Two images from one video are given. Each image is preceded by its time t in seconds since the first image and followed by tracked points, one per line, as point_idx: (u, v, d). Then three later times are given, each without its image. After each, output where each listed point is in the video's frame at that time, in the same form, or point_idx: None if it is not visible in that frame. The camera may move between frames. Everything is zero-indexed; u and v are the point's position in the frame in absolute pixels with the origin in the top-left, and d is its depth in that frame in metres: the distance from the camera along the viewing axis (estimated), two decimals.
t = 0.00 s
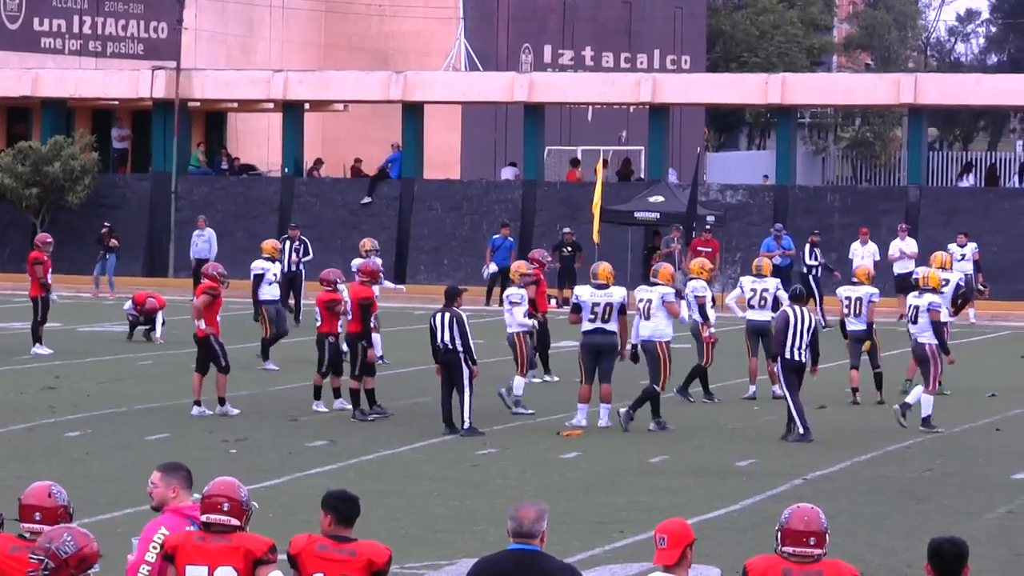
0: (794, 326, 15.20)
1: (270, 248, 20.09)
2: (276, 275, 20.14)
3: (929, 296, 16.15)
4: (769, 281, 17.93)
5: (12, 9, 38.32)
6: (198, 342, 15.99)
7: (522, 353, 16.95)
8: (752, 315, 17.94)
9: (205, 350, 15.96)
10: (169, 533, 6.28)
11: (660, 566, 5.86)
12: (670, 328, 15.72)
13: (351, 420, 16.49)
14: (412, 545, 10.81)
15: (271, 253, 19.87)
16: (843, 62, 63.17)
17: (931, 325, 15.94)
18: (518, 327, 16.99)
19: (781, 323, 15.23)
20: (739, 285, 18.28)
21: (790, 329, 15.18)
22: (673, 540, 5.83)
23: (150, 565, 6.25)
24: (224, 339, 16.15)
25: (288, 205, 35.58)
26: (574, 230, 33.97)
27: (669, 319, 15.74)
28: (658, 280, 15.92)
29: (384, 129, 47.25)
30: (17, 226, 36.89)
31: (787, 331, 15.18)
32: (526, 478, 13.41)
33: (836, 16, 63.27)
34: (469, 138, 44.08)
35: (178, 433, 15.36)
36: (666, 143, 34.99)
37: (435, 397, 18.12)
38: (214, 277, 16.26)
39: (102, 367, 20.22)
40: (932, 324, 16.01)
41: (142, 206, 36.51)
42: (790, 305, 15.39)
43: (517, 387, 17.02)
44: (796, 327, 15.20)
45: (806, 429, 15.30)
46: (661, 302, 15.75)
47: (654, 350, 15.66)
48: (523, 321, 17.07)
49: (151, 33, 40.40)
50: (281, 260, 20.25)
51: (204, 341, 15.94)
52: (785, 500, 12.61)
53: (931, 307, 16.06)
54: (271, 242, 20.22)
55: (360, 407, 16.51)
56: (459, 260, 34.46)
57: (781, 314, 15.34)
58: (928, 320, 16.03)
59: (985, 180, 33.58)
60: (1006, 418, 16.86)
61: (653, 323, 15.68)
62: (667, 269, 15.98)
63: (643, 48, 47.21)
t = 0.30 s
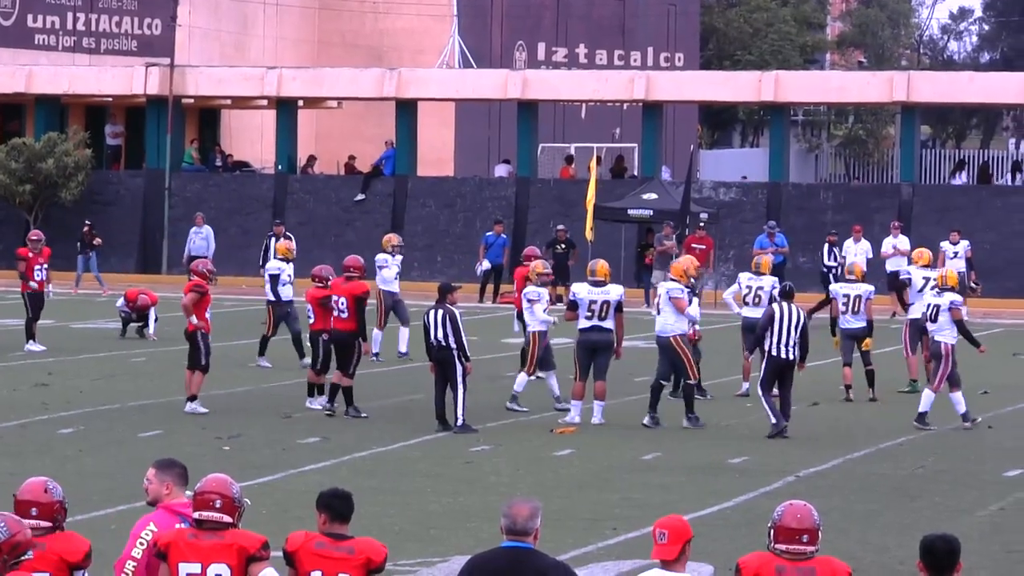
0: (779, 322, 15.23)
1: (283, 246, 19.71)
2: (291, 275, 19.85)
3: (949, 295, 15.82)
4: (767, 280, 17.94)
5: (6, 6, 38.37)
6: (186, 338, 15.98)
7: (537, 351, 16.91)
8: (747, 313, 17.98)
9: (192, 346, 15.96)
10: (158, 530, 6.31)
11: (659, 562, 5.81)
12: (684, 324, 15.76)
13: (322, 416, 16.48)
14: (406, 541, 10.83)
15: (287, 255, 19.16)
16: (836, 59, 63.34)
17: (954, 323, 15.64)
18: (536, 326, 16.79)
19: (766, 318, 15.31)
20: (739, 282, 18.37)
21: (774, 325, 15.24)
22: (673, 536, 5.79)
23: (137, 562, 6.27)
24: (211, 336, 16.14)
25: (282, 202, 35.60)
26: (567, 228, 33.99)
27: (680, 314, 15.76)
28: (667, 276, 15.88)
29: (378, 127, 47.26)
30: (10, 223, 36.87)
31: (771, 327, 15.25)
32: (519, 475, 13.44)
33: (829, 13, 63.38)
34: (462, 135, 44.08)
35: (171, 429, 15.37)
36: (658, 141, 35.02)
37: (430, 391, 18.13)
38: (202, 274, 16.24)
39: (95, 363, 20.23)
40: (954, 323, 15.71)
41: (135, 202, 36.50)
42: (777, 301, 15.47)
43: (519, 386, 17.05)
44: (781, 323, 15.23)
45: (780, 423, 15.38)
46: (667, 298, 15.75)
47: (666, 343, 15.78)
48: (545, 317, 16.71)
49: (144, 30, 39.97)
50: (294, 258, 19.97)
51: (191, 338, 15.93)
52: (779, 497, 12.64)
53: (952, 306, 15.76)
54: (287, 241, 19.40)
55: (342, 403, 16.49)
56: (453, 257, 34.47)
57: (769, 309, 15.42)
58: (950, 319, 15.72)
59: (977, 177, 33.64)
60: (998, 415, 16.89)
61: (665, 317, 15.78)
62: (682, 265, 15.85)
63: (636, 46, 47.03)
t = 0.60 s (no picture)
0: (759, 320, 15.20)
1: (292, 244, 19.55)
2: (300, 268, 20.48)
3: (962, 292, 15.76)
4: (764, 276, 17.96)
5: None
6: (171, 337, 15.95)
7: (553, 344, 17.16)
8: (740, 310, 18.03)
9: (175, 344, 15.95)
10: (147, 526, 6.32)
11: (648, 561, 5.79)
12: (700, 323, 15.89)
13: (304, 413, 16.45)
14: (393, 539, 10.82)
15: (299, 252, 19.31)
16: (824, 57, 63.52)
17: (964, 321, 15.62)
18: (547, 318, 17.04)
19: (747, 316, 15.29)
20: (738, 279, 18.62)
21: (754, 324, 15.21)
22: (662, 535, 5.76)
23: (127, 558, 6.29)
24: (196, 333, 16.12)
25: (271, 199, 35.58)
26: (557, 225, 33.97)
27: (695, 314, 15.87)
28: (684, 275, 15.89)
29: (367, 124, 47.30)
30: None
31: (752, 325, 15.24)
32: (508, 472, 13.43)
33: (818, 10, 63.49)
34: (451, 131, 44.01)
35: (160, 427, 15.35)
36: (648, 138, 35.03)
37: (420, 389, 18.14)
38: (191, 271, 16.21)
39: (83, 361, 20.20)
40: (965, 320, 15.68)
41: (124, 200, 36.45)
42: (760, 299, 15.42)
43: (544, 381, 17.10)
44: (761, 321, 15.20)
45: (751, 424, 15.45)
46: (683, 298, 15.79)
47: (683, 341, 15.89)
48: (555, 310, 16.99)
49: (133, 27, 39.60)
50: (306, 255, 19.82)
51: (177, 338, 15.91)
52: (767, 494, 12.66)
53: (964, 302, 15.71)
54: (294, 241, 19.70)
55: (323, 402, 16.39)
56: (442, 254, 34.43)
57: (751, 307, 15.38)
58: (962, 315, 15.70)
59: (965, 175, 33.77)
60: (987, 412, 16.92)
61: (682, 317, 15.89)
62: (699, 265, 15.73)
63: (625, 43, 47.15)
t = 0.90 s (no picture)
0: (734, 313, 15.21)
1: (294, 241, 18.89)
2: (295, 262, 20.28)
3: (967, 288, 15.55)
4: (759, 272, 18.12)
5: None
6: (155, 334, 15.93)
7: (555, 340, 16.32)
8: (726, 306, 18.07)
9: (157, 341, 15.91)
10: (130, 518, 6.34)
11: (628, 557, 5.79)
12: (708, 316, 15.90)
13: (289, 408, 16.46)
14: (376, 534, 10.82)
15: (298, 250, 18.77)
16: (807, 50, 63.69)
17: (967, 317, 15.42)
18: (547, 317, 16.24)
19: (723, 311, 15.30)
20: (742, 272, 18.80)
21: (730, 317, 15.23)
22: (641, 532, 5.75)
23: (108, 551, 6.26)
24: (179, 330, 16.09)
25: (254, 194, 35.54)
26: (540, 219, 33.96)
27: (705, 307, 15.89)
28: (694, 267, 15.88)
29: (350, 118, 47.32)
30: None
31: (728, 319, 15.24)
32: (491, 467, 13.44)
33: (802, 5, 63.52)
34: (435, 125, 44.00)
35: (143, 422, 15.33)
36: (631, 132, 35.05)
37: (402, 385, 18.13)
38: (174, 267, 16.16)
39: (67, 356, 20.16)
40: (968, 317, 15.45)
41: (107, 194, 36.39)
42: (736, 292, 15.40)
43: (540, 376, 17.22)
44: (737, 314, 15.20)
45: (734, 417, 15.46)
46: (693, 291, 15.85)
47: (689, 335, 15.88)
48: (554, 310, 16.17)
49: (116, 21, 39.69)
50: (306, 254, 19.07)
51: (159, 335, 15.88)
52: (751, 488, 12.68)
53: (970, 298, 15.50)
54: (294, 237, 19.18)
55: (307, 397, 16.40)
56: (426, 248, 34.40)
57: (727, 301, 15.38)
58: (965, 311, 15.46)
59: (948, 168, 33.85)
60: (970, 405, 16.97)
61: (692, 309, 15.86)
62: (710, 259, 15.73)
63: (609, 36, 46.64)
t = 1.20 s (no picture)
0: (710, 308, 15.30)
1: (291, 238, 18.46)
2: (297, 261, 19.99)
3: (972, 281, 15.66)
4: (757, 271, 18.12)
5: None
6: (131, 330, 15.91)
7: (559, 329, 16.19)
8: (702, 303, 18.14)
9: (135, 337, 15.88)
10: (94, 517, 6.38)
11: (601, 552, 5.69)
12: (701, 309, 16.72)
13: (267, 404, 16.47)
14: (353, 529, 10.86)
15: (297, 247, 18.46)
16: (785, 45, 63.89)
17: (977, 310, 15.55)
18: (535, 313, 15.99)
19: (698, 307, 15.39)
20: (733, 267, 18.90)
21: (705, 313, 15.32)
22: (614, 526, 5.68)
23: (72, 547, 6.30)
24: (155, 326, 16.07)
25: (231, 189, 35.49)
26: (518, 214, 33.99)
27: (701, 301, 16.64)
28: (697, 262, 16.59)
29: (327, 114, 47.42)
30: None
31: (703, 314, 15.34)
32: (469, 462, 13.48)
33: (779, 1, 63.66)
34: (412, 121, 44.02)
35: (121, 418, 15.32)
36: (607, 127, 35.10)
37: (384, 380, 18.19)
38: (152, 262, 16.08)
39: (45, 351, 20.14)
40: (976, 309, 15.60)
41: (84, 190, 36.31)
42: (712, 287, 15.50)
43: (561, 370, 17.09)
44: (712, 308, 15.30)
45: (712, 412, 15.53)
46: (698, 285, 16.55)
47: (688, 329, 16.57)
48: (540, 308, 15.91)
49: (93, 17, 39.00)
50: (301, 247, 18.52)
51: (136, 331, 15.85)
52: (728, 482, 12.75)
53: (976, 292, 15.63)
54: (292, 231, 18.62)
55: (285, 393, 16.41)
56: (403, 243, 34.40)
57: (702, 296, 15.45)
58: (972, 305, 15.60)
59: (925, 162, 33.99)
60: (946, 399, 17.08)
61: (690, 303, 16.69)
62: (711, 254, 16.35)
63: (585, 32, 47.25)
